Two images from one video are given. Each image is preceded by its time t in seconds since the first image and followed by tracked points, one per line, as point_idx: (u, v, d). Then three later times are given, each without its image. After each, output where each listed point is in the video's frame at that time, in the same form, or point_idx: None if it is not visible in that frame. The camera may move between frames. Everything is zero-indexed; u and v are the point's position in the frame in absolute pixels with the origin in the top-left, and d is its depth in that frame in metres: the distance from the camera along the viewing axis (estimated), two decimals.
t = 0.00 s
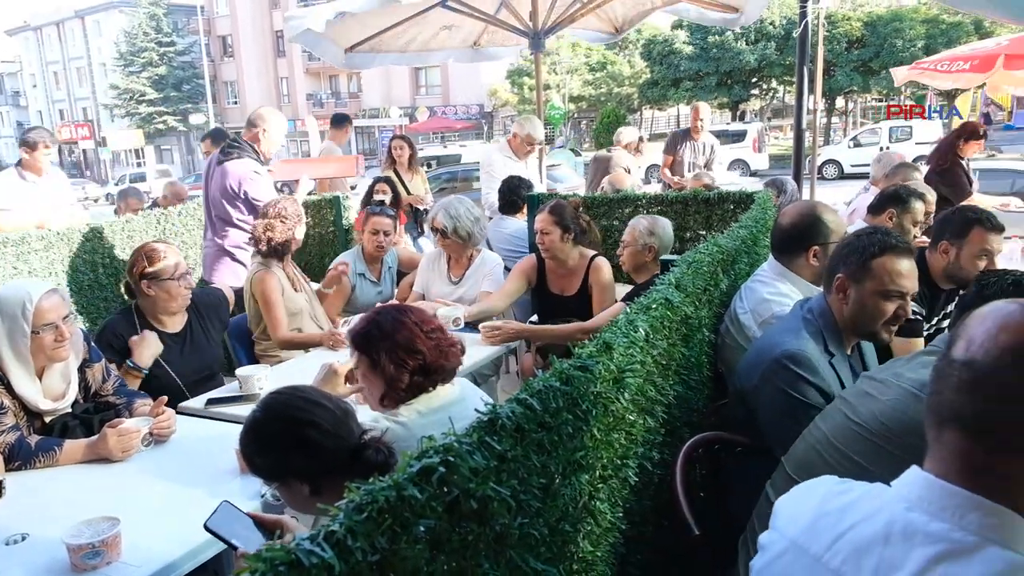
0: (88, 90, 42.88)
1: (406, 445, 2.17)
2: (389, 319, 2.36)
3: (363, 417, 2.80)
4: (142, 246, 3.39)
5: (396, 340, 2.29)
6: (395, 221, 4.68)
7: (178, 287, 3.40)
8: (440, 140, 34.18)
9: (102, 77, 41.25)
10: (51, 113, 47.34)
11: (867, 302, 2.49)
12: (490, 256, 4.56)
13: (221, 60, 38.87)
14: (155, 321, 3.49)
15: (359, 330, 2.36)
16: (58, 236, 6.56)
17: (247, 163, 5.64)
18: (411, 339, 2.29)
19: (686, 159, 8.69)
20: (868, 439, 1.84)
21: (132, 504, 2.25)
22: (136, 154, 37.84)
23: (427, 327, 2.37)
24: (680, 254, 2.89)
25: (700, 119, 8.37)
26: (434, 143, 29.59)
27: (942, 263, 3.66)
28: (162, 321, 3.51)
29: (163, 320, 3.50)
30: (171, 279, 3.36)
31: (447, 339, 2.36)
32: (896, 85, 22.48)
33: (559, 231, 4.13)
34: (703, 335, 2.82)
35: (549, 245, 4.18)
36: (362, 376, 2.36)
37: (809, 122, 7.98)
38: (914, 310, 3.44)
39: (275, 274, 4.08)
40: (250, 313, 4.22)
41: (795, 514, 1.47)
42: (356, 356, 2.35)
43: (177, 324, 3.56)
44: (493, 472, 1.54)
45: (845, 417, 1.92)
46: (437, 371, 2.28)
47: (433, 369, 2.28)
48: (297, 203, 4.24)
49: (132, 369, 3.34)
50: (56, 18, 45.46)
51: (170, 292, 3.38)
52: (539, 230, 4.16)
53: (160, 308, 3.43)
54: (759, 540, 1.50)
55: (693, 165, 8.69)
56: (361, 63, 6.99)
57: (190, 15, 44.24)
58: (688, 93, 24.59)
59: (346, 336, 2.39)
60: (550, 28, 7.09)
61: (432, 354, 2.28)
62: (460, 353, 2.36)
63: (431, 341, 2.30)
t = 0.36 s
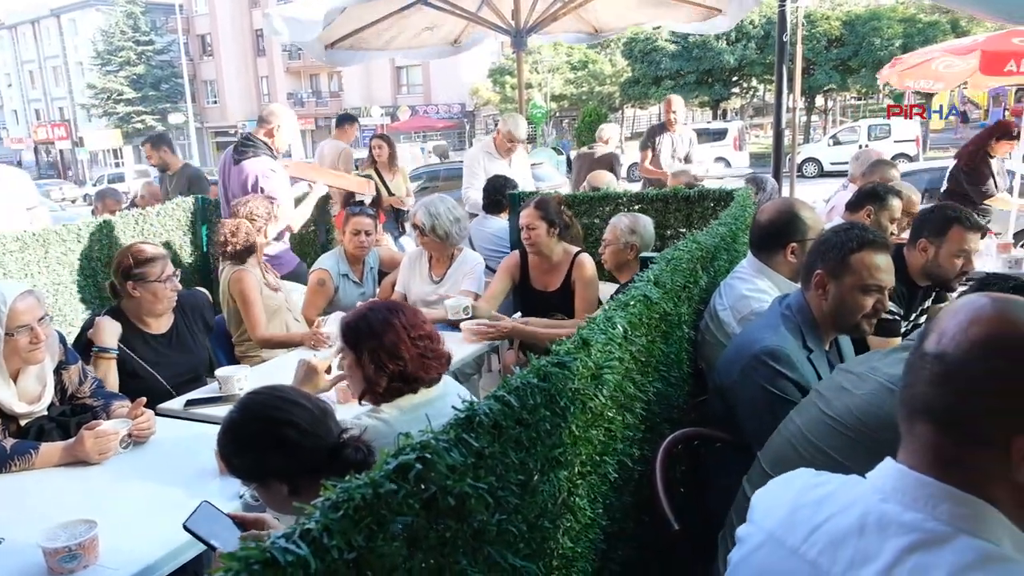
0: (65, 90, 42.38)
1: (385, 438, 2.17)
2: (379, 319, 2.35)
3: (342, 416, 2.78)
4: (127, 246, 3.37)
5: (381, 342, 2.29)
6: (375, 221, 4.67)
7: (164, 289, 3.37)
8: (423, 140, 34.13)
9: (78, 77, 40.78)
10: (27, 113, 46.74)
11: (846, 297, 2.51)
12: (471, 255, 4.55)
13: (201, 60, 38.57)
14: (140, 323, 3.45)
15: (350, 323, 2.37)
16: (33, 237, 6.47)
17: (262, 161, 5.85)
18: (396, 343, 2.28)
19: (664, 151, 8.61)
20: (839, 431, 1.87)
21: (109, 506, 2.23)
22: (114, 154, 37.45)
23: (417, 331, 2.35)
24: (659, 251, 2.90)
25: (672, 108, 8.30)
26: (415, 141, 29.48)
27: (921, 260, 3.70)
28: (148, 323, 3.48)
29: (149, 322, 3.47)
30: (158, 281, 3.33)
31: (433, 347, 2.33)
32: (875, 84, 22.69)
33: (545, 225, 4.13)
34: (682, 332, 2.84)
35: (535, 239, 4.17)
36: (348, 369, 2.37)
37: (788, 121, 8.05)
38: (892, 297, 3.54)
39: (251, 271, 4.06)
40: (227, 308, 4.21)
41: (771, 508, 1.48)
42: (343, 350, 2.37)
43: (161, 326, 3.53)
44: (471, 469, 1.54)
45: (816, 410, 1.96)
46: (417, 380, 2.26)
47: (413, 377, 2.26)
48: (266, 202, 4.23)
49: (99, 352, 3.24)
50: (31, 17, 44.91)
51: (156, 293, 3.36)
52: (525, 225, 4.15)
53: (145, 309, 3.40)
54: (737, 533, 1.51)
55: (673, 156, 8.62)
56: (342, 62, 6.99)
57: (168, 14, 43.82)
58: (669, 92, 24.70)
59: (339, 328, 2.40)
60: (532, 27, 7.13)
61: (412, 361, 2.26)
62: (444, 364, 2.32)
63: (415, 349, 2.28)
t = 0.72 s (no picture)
0: (39, 88, 41.81)
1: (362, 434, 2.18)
2: (382, 317, 2.30)
3: (320, 415, 2.77)
4: (105, 244, 3.31)
5: (375, 343, 2.26)
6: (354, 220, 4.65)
7: (136, 292, 3.34)
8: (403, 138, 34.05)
9: (53, 75, 40.24)
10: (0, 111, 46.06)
11: (824, 292, 2.53)
12: (451, 253, 4.55)
13: (179, 58, 38.21)
14: (119, 322, 3.42)
15: (358, 310, 2.35)
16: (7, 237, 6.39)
17: (306, 153, 5.82)
18: (387, 350, 2.25)
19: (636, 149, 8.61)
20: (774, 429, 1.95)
21: (86, 507, 2.21)
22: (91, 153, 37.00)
23: (415, 339, 2.29)
24: (638, 248, 2.91)
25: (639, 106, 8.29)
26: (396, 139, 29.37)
27: (898, 256, 3.73)
28: (126, 323, 3.45)
29: (127, 321, 3.44)
30: (130, 283, 3.30)
31: (426, 360, 2.28)
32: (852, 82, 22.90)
33: (528, 218, 4.14)
34: (661, 329, 2.85)
35: (518, 233, 4.18)
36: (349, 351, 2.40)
37: (766, 119, 8.12)
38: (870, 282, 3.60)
39: (234, 265, 4.06)
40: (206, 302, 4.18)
41: (747, 501, 1.50)
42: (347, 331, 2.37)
43: (139, 324, 3.50)
44: (449, 466, 1.54)
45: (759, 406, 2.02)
46: (395, 393, 2.26)
47: (392, 388, 2.25)
48: (239, 199, 4.27)
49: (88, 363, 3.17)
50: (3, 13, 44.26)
51: (127, 294, 3.32)
52: (508, 218, 4.16)
53: (118, 310, 3.38)
54: (714, 527, 1.52)
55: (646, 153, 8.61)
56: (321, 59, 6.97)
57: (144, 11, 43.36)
58: (650, 90, 24.84)
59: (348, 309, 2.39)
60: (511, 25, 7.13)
61: (394, 375, 2.24)
62: (430, 380, 2.29)
63: (404, 360, 2.25)
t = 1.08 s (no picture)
0: (16, 86, 41.28)
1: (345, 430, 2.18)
2: (394, 315, 2.28)
3: (303, 414, 2.76)
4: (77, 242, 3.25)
5: (388, 341, 2.26)
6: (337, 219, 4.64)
7: (107, 288, 3.31)
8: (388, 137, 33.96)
9: (31, 73, 39.76)
10: None
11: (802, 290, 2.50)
12: (435, 252, 4.54)
13: (160, 55, 37.87)
14: (93, 317, 3.41)
15: (371, 305, 2.32)
16: None
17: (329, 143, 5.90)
18: (400, 349, 2.26)
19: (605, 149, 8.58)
20: (700, 438, 2.10)
21: (68, 508, 2.19)
22: (71, 151, 36.57)
23: (427, 341, 2.29)
24: (621, 247, 2.93)
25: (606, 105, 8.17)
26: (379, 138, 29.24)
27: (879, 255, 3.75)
28: (100, 318, 3.44)
29: (101, 317, 3.43)
30: (99, 280, 3.27)
31: (436, 361, 2.30)
32: (834, 81, 23.05)
33: (504, 219, 4.15)
34: (645, 327, 2.87)
35: (494, 234, 4.18)
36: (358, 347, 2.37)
37: (748, 118, 8.17)
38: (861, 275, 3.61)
39: (223, 255, 4.08)
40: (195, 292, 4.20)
41: (728, 497, 1.52)
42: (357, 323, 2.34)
43: (114, 319, 3.50)
44: (432, 464, 1.54)
45: (698, 413, 2.14)
46: (407, 393, 2.26)
47: (404, 388, 2.25)
48: (230, 195, 4.28)
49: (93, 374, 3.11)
50: None
51: (99, 291, 3.30)
52: (483, 219, 4.16)
53: (91, 307, 3.36)
54: (695, 523, 1.54)
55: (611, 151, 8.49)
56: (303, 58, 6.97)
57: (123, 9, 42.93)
58: (634, 89, 24.92)
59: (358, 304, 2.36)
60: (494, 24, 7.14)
61: (406, 375, 2.25)
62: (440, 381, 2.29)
63: (416, 360, 2.27)
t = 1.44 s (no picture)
0: None
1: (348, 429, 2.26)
2: (411, 320, 2.32)
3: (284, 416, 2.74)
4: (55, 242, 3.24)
5: (405, 347, 2.30)
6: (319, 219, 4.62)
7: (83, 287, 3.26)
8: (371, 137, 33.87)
9: (9, 71, 39.29)
10: None
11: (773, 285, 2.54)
12: (418, 252, 4.52)
13: (141, 55, 37.53)
14: (72, 318, 3.38)
15: (390, 309, 2.38)
16: None
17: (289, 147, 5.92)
18: (416, 354, 2.29)
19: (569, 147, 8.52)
20: (653, 451, 2.10)
21: (44, 512, 2.16)
22: (51, 151, 36.15)
23: (444, 346, 2.32)
24: (603, 246, 2.94)
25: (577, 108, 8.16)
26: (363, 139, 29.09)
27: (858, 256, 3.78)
28: (79, 319, 3.41)
29: (80, 318, 3.40)
30: (72, 278, 3.22)
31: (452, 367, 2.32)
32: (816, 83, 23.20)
33: (481, 222, 4.15)
34: (627, 326, 2.88)
35: (472, 235, 4.18)
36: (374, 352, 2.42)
37: (729, 119, 8.22)
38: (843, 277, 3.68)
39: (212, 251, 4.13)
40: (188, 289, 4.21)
41: (707, 495, 1.52)
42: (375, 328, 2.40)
43: (93, 322, 3.48)
44: (411, 464, 1.53)
45: (655, 423, 2.13)
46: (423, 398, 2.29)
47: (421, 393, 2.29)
48: (225, 197, 4.31)
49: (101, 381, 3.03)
50: None
51: (74, 290, 3.25)
52: (460, 222, 4.14)
53: (68, 307, 3.32)
54: (675, 521, 1.55)
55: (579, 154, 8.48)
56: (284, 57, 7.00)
57: (103, 7, 42.51)
58: (619, 90, 24.99)
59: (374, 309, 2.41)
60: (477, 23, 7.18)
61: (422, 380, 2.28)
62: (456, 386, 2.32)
63: (433, 366, 2.29)
